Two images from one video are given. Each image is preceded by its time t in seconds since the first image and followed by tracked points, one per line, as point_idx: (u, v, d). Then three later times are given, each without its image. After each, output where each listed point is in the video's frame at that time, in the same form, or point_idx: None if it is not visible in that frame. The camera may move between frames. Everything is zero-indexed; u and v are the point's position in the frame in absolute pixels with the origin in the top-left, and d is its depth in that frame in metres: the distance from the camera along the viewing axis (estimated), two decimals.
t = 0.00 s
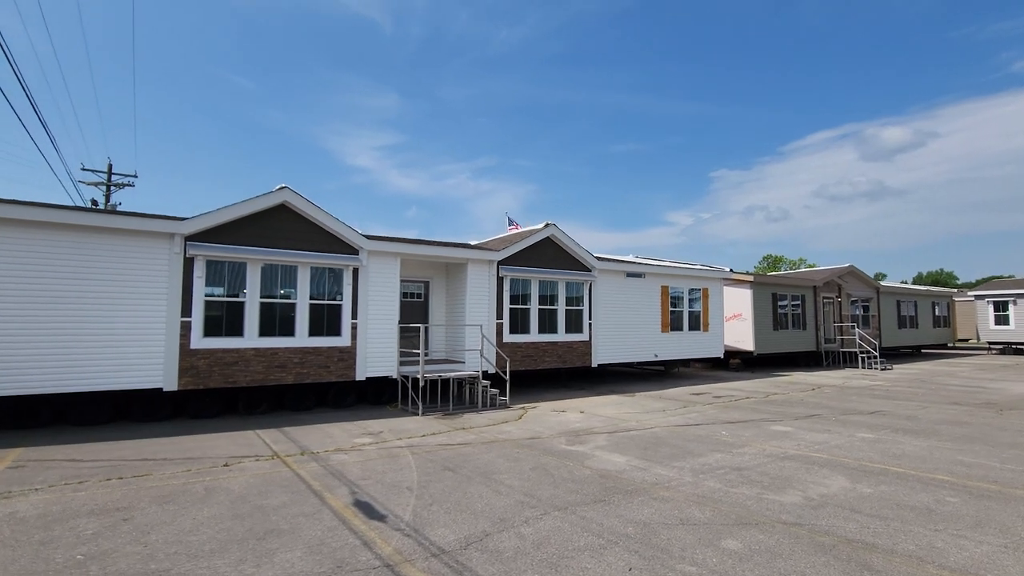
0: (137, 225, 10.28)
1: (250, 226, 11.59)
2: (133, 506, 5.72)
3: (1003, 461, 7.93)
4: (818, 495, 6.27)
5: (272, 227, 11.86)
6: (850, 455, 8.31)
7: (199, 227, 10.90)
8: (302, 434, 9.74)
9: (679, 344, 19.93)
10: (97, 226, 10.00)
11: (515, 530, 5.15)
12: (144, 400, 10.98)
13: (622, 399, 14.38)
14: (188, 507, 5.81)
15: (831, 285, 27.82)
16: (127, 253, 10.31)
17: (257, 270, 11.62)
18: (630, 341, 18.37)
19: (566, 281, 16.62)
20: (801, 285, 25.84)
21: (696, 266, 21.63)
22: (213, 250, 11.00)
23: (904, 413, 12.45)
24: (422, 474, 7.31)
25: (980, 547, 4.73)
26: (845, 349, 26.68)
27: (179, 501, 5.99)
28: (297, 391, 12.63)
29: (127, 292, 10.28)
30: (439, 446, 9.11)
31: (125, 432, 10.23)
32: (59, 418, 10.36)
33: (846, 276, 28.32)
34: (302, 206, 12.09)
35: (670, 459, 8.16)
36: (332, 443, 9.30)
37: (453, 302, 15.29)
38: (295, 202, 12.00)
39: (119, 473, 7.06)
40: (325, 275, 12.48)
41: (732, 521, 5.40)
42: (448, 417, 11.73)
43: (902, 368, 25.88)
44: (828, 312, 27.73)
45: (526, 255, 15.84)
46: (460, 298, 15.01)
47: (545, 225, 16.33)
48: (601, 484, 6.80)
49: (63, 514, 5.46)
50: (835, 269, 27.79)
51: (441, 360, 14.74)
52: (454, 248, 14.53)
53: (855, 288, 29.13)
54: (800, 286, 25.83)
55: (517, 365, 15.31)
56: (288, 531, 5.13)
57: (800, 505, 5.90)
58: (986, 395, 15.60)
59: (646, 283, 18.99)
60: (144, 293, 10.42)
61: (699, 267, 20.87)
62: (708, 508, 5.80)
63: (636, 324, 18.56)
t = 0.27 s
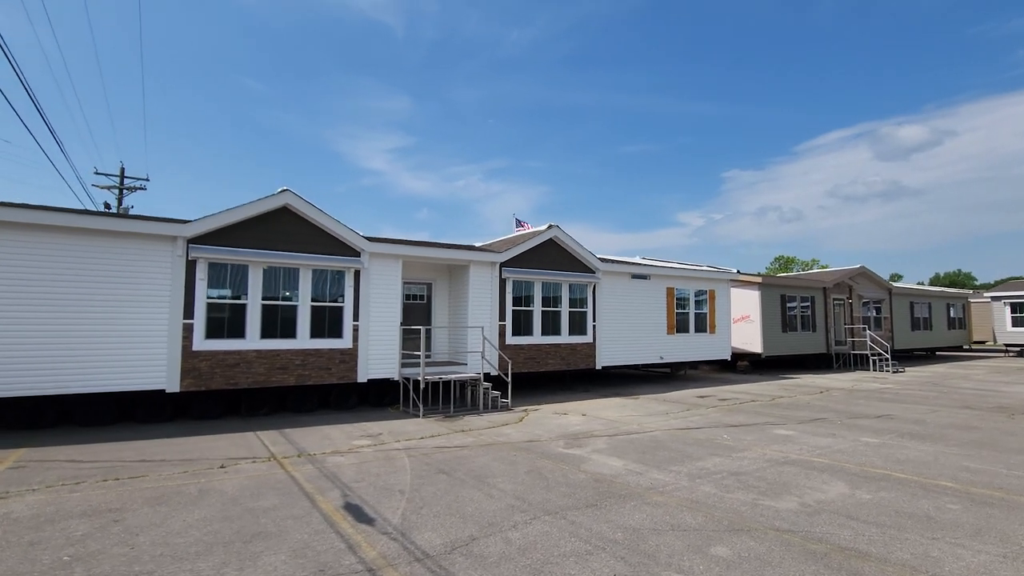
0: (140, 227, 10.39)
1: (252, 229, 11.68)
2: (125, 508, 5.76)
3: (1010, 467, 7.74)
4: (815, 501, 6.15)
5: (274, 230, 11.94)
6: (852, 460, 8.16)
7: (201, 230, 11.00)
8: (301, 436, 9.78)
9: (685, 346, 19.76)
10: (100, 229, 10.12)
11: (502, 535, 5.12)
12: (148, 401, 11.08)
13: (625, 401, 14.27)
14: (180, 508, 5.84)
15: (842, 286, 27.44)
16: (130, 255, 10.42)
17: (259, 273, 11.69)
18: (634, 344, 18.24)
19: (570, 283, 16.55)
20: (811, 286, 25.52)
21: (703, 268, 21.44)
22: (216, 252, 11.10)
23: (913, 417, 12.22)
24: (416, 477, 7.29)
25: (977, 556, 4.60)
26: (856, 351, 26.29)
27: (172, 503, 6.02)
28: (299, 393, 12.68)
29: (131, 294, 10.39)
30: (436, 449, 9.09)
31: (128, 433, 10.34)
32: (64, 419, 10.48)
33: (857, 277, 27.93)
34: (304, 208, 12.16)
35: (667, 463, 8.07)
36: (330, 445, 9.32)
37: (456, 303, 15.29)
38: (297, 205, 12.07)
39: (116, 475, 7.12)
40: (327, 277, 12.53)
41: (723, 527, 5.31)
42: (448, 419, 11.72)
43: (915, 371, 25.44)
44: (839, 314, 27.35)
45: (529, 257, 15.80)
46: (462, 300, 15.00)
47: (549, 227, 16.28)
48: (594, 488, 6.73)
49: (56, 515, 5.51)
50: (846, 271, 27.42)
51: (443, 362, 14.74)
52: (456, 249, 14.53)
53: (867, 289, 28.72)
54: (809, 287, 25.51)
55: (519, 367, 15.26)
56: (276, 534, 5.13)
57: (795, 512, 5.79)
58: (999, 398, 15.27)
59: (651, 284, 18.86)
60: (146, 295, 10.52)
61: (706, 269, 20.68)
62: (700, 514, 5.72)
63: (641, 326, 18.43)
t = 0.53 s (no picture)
0: (144, 229, 10.52)
1: (254, 231, 11.77)
2: (119, 507, 5.81)
3: (1017, 472, 7.57)
4: (811, 505, 6.05)
5: (277, 231, 12.03)
6: (854, 463, 8.02)
7: (204, 232, 11.10)
8: (300, 436, 9.82)
9: (691, 348, 19.59)
10: (104, 232, 10.25)
11: (489, 537, 5.09)
12: (151, 401, 11.20)
13: (628, 403, 14.17)
14: (172, 508, 5.88)
15: (853, 287, 27.06)
16: (134, 257, 10.55)
17: (261, 274, 11.78)
18: (639, 345, 18.12)
19: (573, 284, 16.49)
20: (821, 287, 25.20)
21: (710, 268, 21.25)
22: (218, 254, 11.20)
23: (921, 420, 12.00)
24: (411, 478, 7.29)
25: (972, 563, 4.49)
26: (867, 353, 25.91)
27: (165, 502, 6.07)
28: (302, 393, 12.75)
29: (134, 295, 10.52)
30: (434, 450, 9.08)
31: (132, 432, 10.46)
32: (69, 419, 10.63)
33: (868, 277, 27.54)
34: (306, 210, 12.23)
35: (664, 466, 7.99)
36: (328, 445, 9.35)
37: (458, 304, 15.28)
38: (299, 206, 12.14)
39: (114, 474, 7.19)
40: (328, 278, 12.59)
41: (714, 531, 5.24)
42: (448, 420, 11.71)
43: (928, 373, 25.01)
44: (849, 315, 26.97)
45: (532, 258, 15.77)
46: (465, 301, 15.00)
47: (552, 227, 16.23)
48: (587, 491, 6.68)
49: (50, 513, 5.57)
50: (857, 271, 27.04)
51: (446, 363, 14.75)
52: (459, 250, 14.54)
53: (879, 290, 28.30)
54: (819, 288, 25.19)
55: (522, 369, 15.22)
56: (264, 534, 5.14)
57: (790, 516, 5.70)
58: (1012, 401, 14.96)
59: (656, 285, 18.73)
60: (149, 296, 10.65)
61: (712, 269, 20.50)
62: (692, 517, 5.65)
63: (646, 327, 18.30)
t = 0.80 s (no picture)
0: (147, 231, 10.66)
1: (257, 232, 11.87)
2: (113, 504, 5.88)
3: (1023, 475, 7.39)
4: (805, 507, 5.95)
5: (279, 232, 12.11)
6: (855, 466, 7.89)
7: (206, 233, 11.22)
8: (300, 435, 9.88)
9: (697, 348, 19.43)
10: (109, 233, 10.40)
11: (476, 537, 5.07)
12: (155, 400, 11.33)
13: (631, 404, 14.08)
14: (165, 506, 5.94)
15: (864, 287, 26.69)
16: (137, 258, 10.69)
17: (263, 275, 11.88)
18: (644, 346, 18.00)
19: (577, 284, 16.43)
20: (830, 287, 24.88)
21: (716, 269, 21.07)
22: (221, 255, 11.32)
23: (929, 422, 11.78)
24: (405, 478, 7.29)
25: (966, 569, 4.39)
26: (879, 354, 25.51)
27: (159, 500, 6.12)
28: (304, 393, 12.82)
29: (138, 295, 10.66)
30: (431, 450, 9.08)
31: (135, 431, 10.59)
32: (75, 417, 10.79)
33: (880, 278, 27.15)
34: (308, 211, 12.30)
35: (661, 467, 7.91)
36: (327, 445, 9.39)
37: (461, 305, 15.29)
38: (301, 208, 12.22)
39: (112, 472, 7.28)
40: (330, 279, 12.66)
41: (704, 533, 5.17)
42: (449, 420, 11.71)
43: (941, 374, 24.57)
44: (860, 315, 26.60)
45: (535, 258, 15.74)
46: (467, 301, 15.00)
47: (555, 227, 16.19)
48: (580, 492, 6.64)
49: (45, 510, 5.65)
50: (868, 271, 26.66)
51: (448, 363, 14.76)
52: (461, 251, 14.55)
53: (891, 290, 27.87)
54: (829, 288, 24.87)
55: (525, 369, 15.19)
56: (252, 533, 5.17)
57: (783, 518, 5.61)
58: None
59: (662, 285, 18.60)
60: (153, 297, 10.78)
61: (719, 269, 20.33)
62: (683, 519, 5.58)
63: (651, 328, 18.18)
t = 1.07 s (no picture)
0: (151, 233, 10.79)
1: (259, 234, 11.96)
2: (108, 504, 5.94)
3: None
4: (800, 512, 5.86)
5: (282, 234, 12.20)
6: (856, 470, 7.75)
7: (210, 235, 11.33)
8: (300, 436, 9.94)
9: (704, 350, 19.25)
10: (113, 236, 10.54)
11: (463, 540, 5.05)
12: (160, 400, 11.46)
13: (634, 406, 13.98)
14: (159, 506, 5.99)
15: (875, 287, 26.28)
16: (141, 261, 10.82)
17: (265, 276, 11.97)
18: (649, 347, 17.87)
19: (581, 285, 16.37)
20: (841, 287, 24.54)
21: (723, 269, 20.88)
22: (223, 257, 11.43)
23: (937, 426, 11.55)
24: (399, 480, 7.30)
25: None
26: (891, 356, 25.11)
27: (153, 500, 6.18)
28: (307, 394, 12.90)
29: (142, 297, 10.79)
30: (428, 452, 9.08)
31: (139, 431, 10.72)
32: (81, 417, 10.94)
33: (891, 278, 26.73)
34: (310, 213, 12.37)
35: (658, 470, 7.84)
36: (325, 446, 9.43)
37: (464, 306, 15.29)
38: (303, 210, 12.29)
39: (111, 472, 7.36)
40: (332, 280, 12.72)
41: (694, 538, 5.11)
42: (449, 421, 11.71)
43: (955, 376, 24.11)
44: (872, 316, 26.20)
45: (538, 259, 15.70)
46: (470, 303, 15.00)
47: (558, 228, 16.14)
48: (573, 495, 6.60)
49: (42, 509, 5.73)
50: (879, 271, 26.26)
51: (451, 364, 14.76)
52: (463, 252, 14.55)
53: (903, 290, 27.42)
54: (839, 289, 24.53)
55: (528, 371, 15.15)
56: (241, 534, 5.20)
57: (776, 523, 5.52)
58: None
59: (667, 286, 18.46)
60: (156, 299, 10.90)
61: (726, 270, 20.14)
62: (674, 523, 5.52)
63: (656, 329, 18.05)
